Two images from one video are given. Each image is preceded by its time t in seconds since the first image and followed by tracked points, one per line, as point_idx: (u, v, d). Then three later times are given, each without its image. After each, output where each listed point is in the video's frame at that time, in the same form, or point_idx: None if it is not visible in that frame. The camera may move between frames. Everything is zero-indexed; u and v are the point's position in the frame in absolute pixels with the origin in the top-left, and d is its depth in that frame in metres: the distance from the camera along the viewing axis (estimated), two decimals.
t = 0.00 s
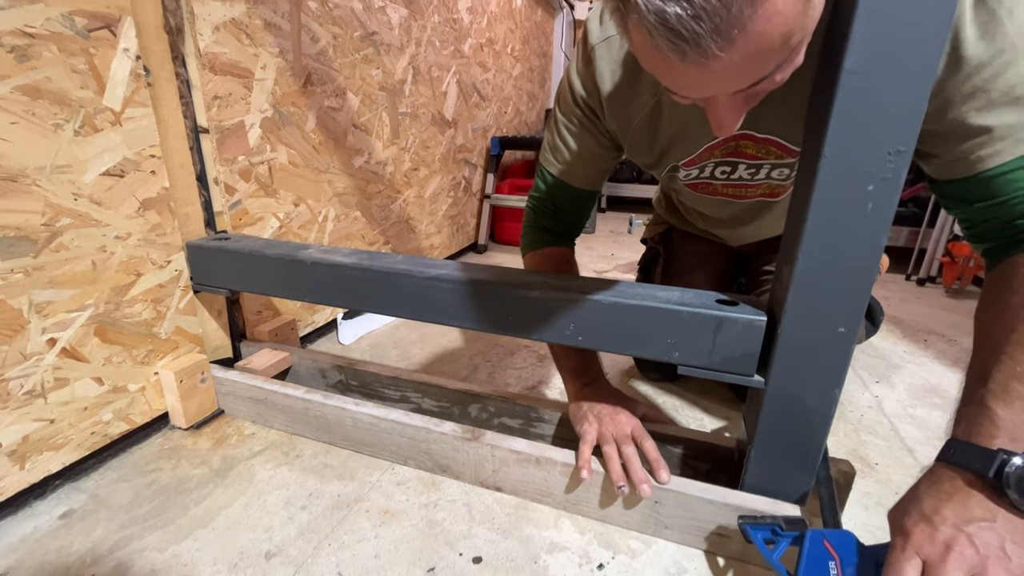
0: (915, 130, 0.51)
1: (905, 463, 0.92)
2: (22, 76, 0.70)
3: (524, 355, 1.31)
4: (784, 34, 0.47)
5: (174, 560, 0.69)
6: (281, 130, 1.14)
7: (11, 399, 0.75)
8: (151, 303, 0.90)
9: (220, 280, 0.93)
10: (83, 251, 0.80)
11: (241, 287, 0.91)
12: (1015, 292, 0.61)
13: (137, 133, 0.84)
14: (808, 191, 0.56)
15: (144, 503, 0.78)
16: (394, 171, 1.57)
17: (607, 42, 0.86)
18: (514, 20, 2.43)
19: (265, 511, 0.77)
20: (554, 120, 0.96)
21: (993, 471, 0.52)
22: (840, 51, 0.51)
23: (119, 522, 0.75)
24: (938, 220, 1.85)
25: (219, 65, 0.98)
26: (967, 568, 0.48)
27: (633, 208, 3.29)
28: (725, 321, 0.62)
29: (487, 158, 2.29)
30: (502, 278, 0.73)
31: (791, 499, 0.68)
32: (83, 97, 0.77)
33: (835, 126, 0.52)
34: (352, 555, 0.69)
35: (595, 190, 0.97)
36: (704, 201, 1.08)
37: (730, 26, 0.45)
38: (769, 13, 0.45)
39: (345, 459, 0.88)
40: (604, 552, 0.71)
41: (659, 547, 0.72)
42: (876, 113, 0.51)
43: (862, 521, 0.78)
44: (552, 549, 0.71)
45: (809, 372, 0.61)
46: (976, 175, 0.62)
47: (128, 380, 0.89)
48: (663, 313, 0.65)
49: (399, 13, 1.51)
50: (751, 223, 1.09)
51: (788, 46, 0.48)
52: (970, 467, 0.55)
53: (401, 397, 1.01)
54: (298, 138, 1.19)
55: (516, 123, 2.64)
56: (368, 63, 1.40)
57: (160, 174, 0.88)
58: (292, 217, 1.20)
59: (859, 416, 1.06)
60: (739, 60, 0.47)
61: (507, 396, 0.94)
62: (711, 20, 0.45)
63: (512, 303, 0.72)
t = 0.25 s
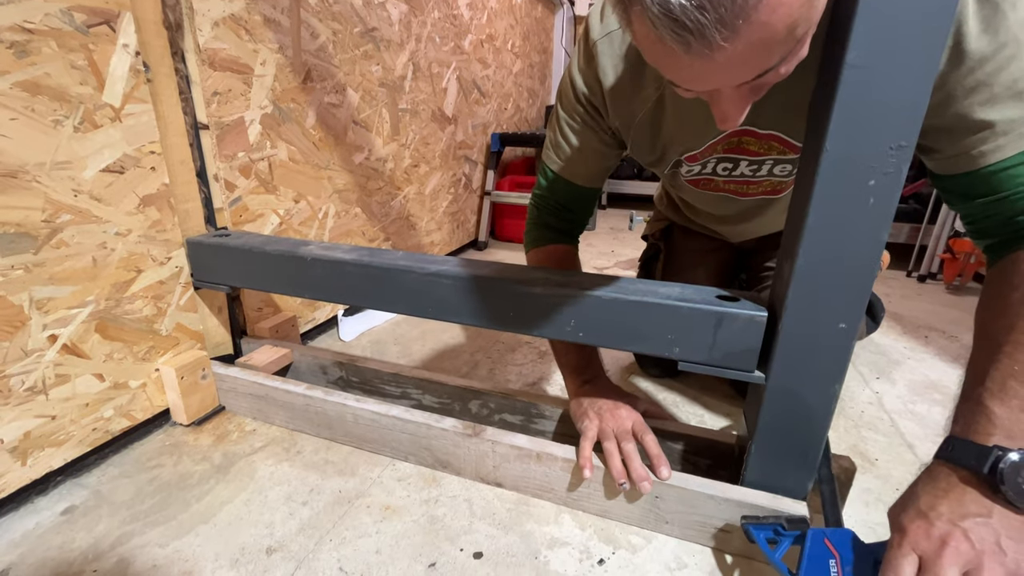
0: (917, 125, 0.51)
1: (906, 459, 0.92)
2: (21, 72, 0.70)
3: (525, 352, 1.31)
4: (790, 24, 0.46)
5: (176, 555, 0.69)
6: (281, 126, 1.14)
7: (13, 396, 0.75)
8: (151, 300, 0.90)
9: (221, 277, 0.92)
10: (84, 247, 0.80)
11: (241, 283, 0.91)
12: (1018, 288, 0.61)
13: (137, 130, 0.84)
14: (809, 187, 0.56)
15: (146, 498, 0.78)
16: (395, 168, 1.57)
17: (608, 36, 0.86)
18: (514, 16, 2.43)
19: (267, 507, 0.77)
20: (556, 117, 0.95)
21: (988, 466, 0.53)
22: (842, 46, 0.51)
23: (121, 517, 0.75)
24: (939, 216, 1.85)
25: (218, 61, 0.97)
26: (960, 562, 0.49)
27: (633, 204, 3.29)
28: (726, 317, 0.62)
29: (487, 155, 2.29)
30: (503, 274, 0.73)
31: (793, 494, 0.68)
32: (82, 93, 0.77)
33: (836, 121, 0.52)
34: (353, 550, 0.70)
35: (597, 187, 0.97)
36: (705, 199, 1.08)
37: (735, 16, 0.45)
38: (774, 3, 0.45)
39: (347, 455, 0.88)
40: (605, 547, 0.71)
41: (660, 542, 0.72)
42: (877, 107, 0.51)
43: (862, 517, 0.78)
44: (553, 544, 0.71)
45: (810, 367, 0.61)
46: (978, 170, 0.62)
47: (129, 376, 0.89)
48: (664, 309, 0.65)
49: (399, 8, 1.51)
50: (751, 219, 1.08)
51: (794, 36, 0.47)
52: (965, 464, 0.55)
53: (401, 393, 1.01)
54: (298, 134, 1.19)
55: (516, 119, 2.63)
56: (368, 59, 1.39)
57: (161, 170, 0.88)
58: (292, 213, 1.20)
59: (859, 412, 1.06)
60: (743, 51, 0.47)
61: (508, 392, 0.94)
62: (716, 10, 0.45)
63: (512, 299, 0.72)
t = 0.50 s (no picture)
0: (916, 124, 0.51)
1: (905, 458, 0.92)
2: (20, 72, 0.70)
3: (525, 351, 1.32)
4: (784, 19, 0.46)
5: (177, 555, 0.69)
6: (281, 125, 1.14)
7: (13, 395, 0.75)
8: (151, 299, 0.90)
9: (220, 276, 0.92)
10: (83, 247, 0.80)
11: (241, 283, 0.91)
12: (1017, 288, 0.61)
13: (136, 129, 0.84)
14: (808, 186, 0.56)
15: (146, 498, 0.78)
16: (394, 167, 1.57)
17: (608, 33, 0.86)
18: (513, 15, 2.42)
19: (267, 506, 0.77)
20: (556, 114, 0.95)
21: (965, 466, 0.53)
22: (841, 45, 0.51)
23: (122, 517, 0.75)
24: (939, 215, 1.85)
25: (218, 60, 0.97)
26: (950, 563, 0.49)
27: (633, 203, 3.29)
28: (726, 316, 0.62)
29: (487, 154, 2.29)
30: (502, 274, 0.73)
31: (793, 493, 0.68)
32: (81, 92, 0.77)
33: (835, 120, 0.52)
34: (354, 549, 0.70)
35: (599, 185, 0.97)
36: (703, 199, 1.08)
37: (728, 11, 0.45)
38: None
39: (346, 454, 0.88)
40: (605, 546, 0.71)
41: (659, 541, 0.72)
42: (877, 107, 0.51)
43: (862, 516, 0.78)
44: (553, 543, 0.71)
45: (810, 367, 0.61)
46: (976, 171, 0.61)
47: (129, 376, 0.89)
48: (663, 309, 0.65)
49: (398, 7, 1.50)
50: (749, 218, 1.08)
51: (789, 32, 0.47)
52: (948, 461, 0.56)
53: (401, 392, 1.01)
54: (297, 133, 1.18)
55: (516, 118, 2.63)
56: (368, 58, 1.39)
57: (160, 170, 0.88)
58: (292, 213, 1.20)
59: (859, 411, 1.06)
60: (737, 45, 0.47)
61: (507, 391, 0.94)
62: (709, 4, 0.45)
63: (512, 299, 0.72)
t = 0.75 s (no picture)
0: (916, 124, 0.51)
1: (904, 457, 0.92)
2: (19, 71, 0.70)
3: (525, 350, 1.32)
4: (768, 17, 0.46)
5: (176, 554, 0.69)
6: (280, 125, 1.14)
7: (12, 395, 0.75)
8: (150, 299, 0.90)
9: (220, 275, 0.92)
10: (82, 247, 0.80)
11: (241, 282, 0.91)
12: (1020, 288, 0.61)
13: (135, 129, 0.84)
14: (808, 185, 0.56)
15: (146, 497, 0.79)
16: (394, 166, 1.57)
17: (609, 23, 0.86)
18: (513, 14, 2.42)
19: (267, 505, 0.77)
20: (561, 103, 0.95)
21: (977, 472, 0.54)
22: (840, 44, 0.51)
23: (122, 516, 0.75)
24: (938, 214, 1.85)
25: (217, 60, 0.97)
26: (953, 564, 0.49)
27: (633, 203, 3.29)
28: (725, 316, 0.62)
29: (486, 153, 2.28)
30: (502, 273, 0.73)
31: (792, 492, 0.68)
32: (80, 92, 0.77)
33: (835, 120, 0.52)
34: (353, 549, 0.70)
35: (606, 176, 0.97)
36: (701, 198, 1.08)
37: (709, 12, 0.45)
38: None
39: (346, 454, 0.88)
40: (605, 545, 0.71)
41: (659, 540, 0.72)
42: (876, 106, 0.51)
43: (861, 514, 0.78)
44: (553, 542, 0.72)
45: (809, 366, 0.61)
46: (981, 169, 0.62)
47: (128, 376, 0.89)
48: (663, 308, 0.65)
49: (397, 7, 1.50)
50: (748, 218, 1.08)
51: (776, 29, 0.47)
52: (961, 466, 0.56)
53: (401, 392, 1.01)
54: (296, 132, 1.18)
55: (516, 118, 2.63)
56: (367, 57, 1.39)
57: (159, 169, 0.88)
58: (291, 212, 1.20)
59: (858, 410, 1.06)
60: (721, 45, 0.47)
61: (507, 391, 0.94)
62: (689, 6, 0.45)
63: (512, 298, 0.72)
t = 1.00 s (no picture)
0: (913, 124, 0.51)
1: (902, 456, 0.92)
2: (16, 71, 0.70)
3: (524, 349, 1.32)
4: (750, 25, 0.46)
5: (175, 554, 0.69)
6: (278, 124, 1.14)
7: (10, 395, 0.75)
8: (148, 299, 0.90)
9: (219, 275, 0.92)
10: (80, 247, 0.80)
11: (239, 282, 0.91)
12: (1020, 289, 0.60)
13: (132, 128, 0.84)
14: (806, 185, 0.56)
15: (144, 497, 0.78)
16: (392, 165, 1.57)
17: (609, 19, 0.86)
18: (511, 13, 2.42)
19: (265, 505, 0.77)
20: (565, 98, 0.95)
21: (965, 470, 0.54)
22: (838, 43, 0.51)
23: (120, 516, 0.75)
24: (937, 213, 1.85)
25: (215, 59, 0.97)
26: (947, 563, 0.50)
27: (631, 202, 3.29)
28: (724, 315, 0.62)
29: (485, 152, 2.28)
30: (501, 272, 0.73)
31: (790, 492, 0.68)
32: (77, 91, 0.77)
33: (833, 119, 0.52)
34: (352, 549, 0.70)
35: (612, 173, 0.97)
36: (702, 199, 1.08)
37: (687, 23, 0.46)
38: (730, 7, 0.45)
39: (345, 453, 0.88)
40: (603, 544, 0.71)
41: (658, 539, 0.72)
42: (874, 106, 0.51)
43: (859, 513, 0.79)
44: (551, 542, 0.72)
45: (807, 366, 0.61)
46: (982, 171, 0.61)
47: (126, 376, 0.89)
48: (662, 307, 0.65)
49: (396, 6, 1.50)
50: (749, 218, 1.08)
51: (760, 34, 0.47)
52: (950, 464, 0.56)
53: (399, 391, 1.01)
54: (295, 132, 1.18)
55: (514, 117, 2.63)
56: (365, 56, 1.39)
57: (156, 169, 0.88)
58: (289, 212, 1.20)
59: (856, 409, 1.06)
60: (702, 53, 0.48)
61: (506, 390, 0.94)
62: (668, 17, 0.46)
63: (511, 297, 0.72)
